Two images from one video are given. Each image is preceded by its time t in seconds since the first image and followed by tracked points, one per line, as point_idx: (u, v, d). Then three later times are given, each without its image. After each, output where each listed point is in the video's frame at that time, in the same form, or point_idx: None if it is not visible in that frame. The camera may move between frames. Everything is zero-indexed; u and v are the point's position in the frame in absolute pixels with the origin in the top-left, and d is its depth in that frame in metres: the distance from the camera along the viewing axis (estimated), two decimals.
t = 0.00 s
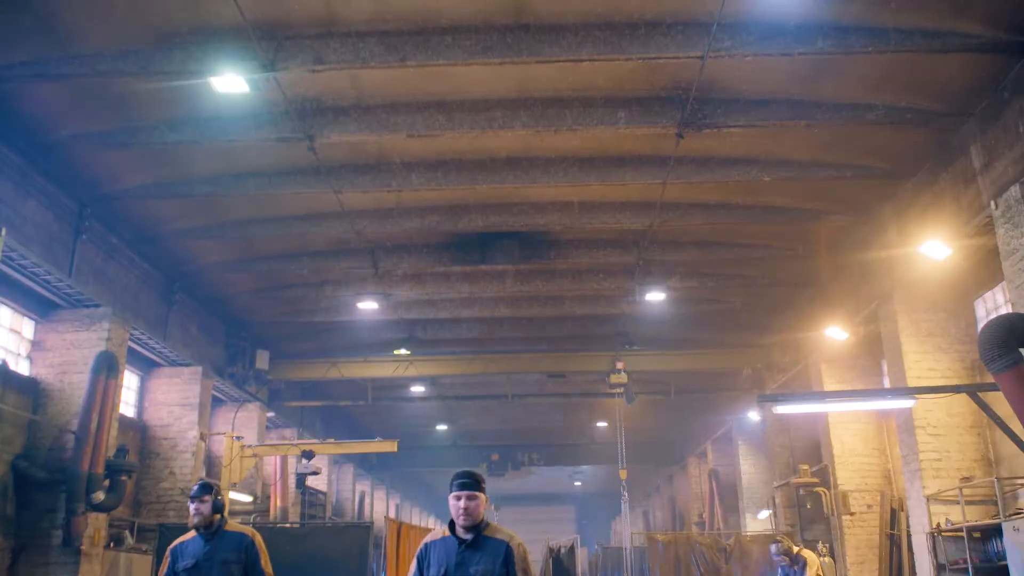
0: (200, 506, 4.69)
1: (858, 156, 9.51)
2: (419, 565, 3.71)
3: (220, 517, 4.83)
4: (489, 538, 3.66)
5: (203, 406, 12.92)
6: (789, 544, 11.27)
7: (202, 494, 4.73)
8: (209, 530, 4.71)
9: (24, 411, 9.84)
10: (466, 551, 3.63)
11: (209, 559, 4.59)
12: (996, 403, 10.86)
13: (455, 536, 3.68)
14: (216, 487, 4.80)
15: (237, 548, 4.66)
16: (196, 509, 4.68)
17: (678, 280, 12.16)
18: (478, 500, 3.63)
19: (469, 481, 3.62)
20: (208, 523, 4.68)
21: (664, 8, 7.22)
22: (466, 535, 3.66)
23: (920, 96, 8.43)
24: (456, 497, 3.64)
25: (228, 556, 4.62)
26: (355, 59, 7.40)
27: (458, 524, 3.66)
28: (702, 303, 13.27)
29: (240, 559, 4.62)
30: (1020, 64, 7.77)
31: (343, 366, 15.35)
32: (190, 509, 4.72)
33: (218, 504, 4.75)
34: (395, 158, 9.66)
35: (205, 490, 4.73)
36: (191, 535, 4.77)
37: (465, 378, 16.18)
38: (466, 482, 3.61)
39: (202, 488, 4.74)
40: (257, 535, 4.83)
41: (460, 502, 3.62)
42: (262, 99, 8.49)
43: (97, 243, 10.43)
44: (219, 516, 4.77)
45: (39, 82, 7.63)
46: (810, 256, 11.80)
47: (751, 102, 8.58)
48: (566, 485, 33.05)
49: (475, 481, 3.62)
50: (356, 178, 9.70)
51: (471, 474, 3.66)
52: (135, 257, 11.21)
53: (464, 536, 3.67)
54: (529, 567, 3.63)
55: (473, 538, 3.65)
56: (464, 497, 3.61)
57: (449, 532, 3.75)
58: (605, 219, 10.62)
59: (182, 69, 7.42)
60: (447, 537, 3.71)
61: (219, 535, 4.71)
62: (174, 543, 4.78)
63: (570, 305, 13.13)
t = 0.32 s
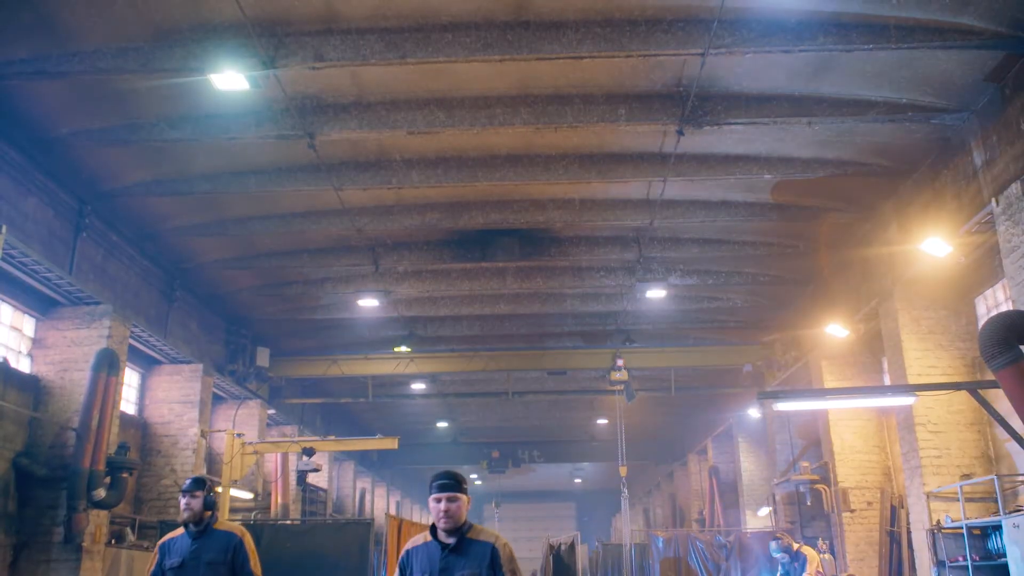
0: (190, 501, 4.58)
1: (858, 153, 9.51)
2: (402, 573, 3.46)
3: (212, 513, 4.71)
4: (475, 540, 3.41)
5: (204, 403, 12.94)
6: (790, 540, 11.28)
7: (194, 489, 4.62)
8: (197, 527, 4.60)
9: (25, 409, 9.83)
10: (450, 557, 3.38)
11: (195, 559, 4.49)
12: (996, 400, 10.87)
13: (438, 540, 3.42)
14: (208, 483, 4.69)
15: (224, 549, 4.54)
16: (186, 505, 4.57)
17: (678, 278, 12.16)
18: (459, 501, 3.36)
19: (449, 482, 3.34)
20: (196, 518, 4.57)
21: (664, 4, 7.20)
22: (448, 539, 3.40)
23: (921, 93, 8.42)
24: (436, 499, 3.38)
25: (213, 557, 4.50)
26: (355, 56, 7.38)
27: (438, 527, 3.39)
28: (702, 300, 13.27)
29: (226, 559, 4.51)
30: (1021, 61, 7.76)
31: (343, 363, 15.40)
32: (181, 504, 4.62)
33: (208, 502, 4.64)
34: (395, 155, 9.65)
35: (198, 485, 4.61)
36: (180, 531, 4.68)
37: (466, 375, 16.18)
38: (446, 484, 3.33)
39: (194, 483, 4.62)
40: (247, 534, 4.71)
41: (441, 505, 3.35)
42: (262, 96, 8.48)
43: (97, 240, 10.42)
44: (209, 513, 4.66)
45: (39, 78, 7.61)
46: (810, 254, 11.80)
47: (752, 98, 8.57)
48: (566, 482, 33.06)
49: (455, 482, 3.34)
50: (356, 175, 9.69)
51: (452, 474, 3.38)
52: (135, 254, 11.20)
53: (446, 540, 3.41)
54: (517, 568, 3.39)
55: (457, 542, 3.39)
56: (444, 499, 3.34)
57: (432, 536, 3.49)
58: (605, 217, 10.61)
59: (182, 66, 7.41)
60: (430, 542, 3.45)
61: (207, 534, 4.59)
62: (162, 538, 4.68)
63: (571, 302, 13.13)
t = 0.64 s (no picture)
0: (183, 495, 4.59)
1: (859, 148, 9.50)
2: (377, 572, 3.46)
3: (204, 509, 4.72)
4: (450, 535, 3.41)
5: (205, 396, 12.93)
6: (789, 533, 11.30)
7: (187, 482, 4.63)
8: (187, 523, 4.62)
9: (27, 403, 9.86)
10: (425, 553, 3.37)
11: (183, 556, 4.50)
12: (996, 394, 10.89)
13: (412, 537, 3.41)
14: (203, 477, 4.68)
15: (212, 547, 4.54)
16: (178, 498, 4.58)
17: (678, 272, 12.16)
18: (430, 494, 3.36)
19: (419, 475, 3.35)
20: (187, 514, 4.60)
21: None
22: (422, 535, 3.39)
23: (922, 88, 8.41)
24: (407, 493, 3.38)
25: (200, 555, 4.51)
26: (355, 50, 7.37)
27: (411, 522, 3.38)
28: (702, 294, 13.27)
29: (214, 558, 4.51)
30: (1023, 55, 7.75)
31: (344, 357, 15.41)
32: (173, 497, 4.65)
33: (201, 497, 4.64)
34: (396, 149, 9.63)
35: (191, 479, 4.61)
36: (171, 526, 4.71)
37: (466, 369, 16.20)
38: (416, 477, 3.34)
39: (189, 477, 4.63)
40: (238, 532, 4.72)
41: (412, 499, 3.36)
42: (262, 89, 8.46)
43: (97, 234, 10.41)
44: (202, 509, 4.67)
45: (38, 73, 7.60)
46: (811, 248, 11.79)
47: (753, 92, 8.55)
48: (566, 476, 33.12)
49: (427, 475, 3.36)
50: (356, 168, 9.68)
51: (422, 467, 3.40)
52: (135, 248, 11.19)
53: (421, 535, 3.40)
54: (495, 562, 3.38)
55: (431, 538, 3.38)
56: (414, 493, 3.35)
57: (405, 533, 3.49)
58: (605, 210, 10.60)
59: (182, 60, 7.39)
60: (403, 540, 3.45)
61: (197, 531, 4.61)
62: (152, 533, 4.71)
63: (571, 297, 13.12)
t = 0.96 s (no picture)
0: (176, 476, 4.62)
1: (861, 139, 9.48)
2: (353, 551, 3.37)
3: (197, 492, 4.73)
4: (430, 509, 3.35)
5: (206, 386, 12.95)
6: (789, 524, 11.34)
7: (181, 464, 4.65)
8: (178, 505, 4.64)
9: (28, 392, 9.89)
10: (405, 528, 3.30)
11: (170, 540, 4.51)
12: (996, 386, 10.90)
13: (389, 513, 3.34)
14: (197, 460, 4.71)
15: (200, 531, 4.55)
16: (171, 480, 4.61)
17: (679, 263, 12.15)
18: (405, 470, 3.30)
19: (393, 450, 3.29)
20: (179, 496, 4.62)
21: None
22: (399, 511, 3.33)
23: (924, 79, 8.39)
24: (381, 469, 3.32)
25: (187, 539, 4.51)
26: (355, 40, 7.34)
27: (387, 500, 3.32)
28: (703, 286, 13.27)
29: (202, 543, 4.51)
30: None
31: (345, 349, 15.45)
32: (167, 478, 4.67)
33: (195, 479, 4.67)
34: (397, 140, 9.62)
35: (185, 462, 4.64)
36: (162, 508, 4.73)
37: (467, 360, 16.21)
38: (390, 452, 3.28)
39: (183, 459, 4.66)
40: (229, 518, 4.72)
41: (386, 476, 3.30)
42: (262, 79, 8.44)
43: (98, 225, 10.41)
44: (194, 492, 4.70)
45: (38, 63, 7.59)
46: (812, 240, 11.79)
47: (755, 83, 8.53)
48: (566, 466, 33.23)
49: (400, 450, 3.30)
50: (357, 159, 9.67)
51: (396, 443, 3.33)
52: (136, 239, 11.19)
53: (398, 512, 3.33)
54: (478, 537, 3.31)
55: (408, 514, 3.32)
56: (389, 469, 3.28)
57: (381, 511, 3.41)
58: (606, 201, 10.58)
59: (182, 50, 7.38)
60: (380, 517, 3.37)
61: (186, 515, 4.62)
62: (144, 516, 4.76)
63: (572, 288, 13.11)
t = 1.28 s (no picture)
0: (163, 457, 4.66)
1: (863, 128, 9.45)
2: (334, 525, 3.38)
3: (185, 473, 4.78)
4: (417, 489, 3.35)
5: (208, 375, 12.96)
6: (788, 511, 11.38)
7: (168, 445, 4.70)
8: (165, 487, 4.70)
9: (30, 381, 9.91)
10: (390, 508, 3.31)
11: (157, 521, 4.59)
12: (997, 374, 10.91)
13: (374, 491, 3.35)
14: (185, 441, 4.75)
15: (187, 513, 4.61)
16: (158, 460, 4.65)
17: (680, 252, 12.14)
18: (394, 448, 3.33)
19: (383, 428, 3.32)
20: (166, 478, 4.67)
21: None
22: (386, 490, 3.34)
23: (926, 67, 8.35)
24: (369, 446, 3.34)
25: (173, 521, 4.58)
26: (355, 27, 7.31)
27: (374, 478, 3.33)
28: (704, 275, 13.26)
29: (189, 525, 4.57)
30: None
31: (346, 337, 15.47)
32: (154, 460, 4.72)
33: (182, 460, 4.70)
34: (397, 128, 9.59)
35: (172, 442, 4.68)
36: (150, 490, 4.80)
37: (467, 349, 16.23)
38: (379, 430, 3.31)
39: (170, 440, 4.71)
40: (219, 499, 4.77)
41: (374, 453, 3.31)
42: (262, 67, 8.40)
43: (98, 213, 10.41)
44: (182, 473, 4.74)
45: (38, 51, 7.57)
46: (813, 229, 11.77)
47: (757, 71, 8.49)
48: (566, 455, 33.33)
49: (390, 428, 3.32)
50: (357, 148, 9.65)
51: (386, 421, 3.36)
52: (136, 227, 11.18)
53: (384, 491, 3.35)
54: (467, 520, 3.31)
55: (394, 493, 3.33)
56: (377, 446, 3.30)
57: (367, 488, 3.43)
58: (607, 190, 10.56)
59: (182, 38, 7.35)
60: (365, 494, 3.39)
61: (174, 497, 4.68)
62: (133, 497, 4.83)
63: (572, 277, 13.09)
